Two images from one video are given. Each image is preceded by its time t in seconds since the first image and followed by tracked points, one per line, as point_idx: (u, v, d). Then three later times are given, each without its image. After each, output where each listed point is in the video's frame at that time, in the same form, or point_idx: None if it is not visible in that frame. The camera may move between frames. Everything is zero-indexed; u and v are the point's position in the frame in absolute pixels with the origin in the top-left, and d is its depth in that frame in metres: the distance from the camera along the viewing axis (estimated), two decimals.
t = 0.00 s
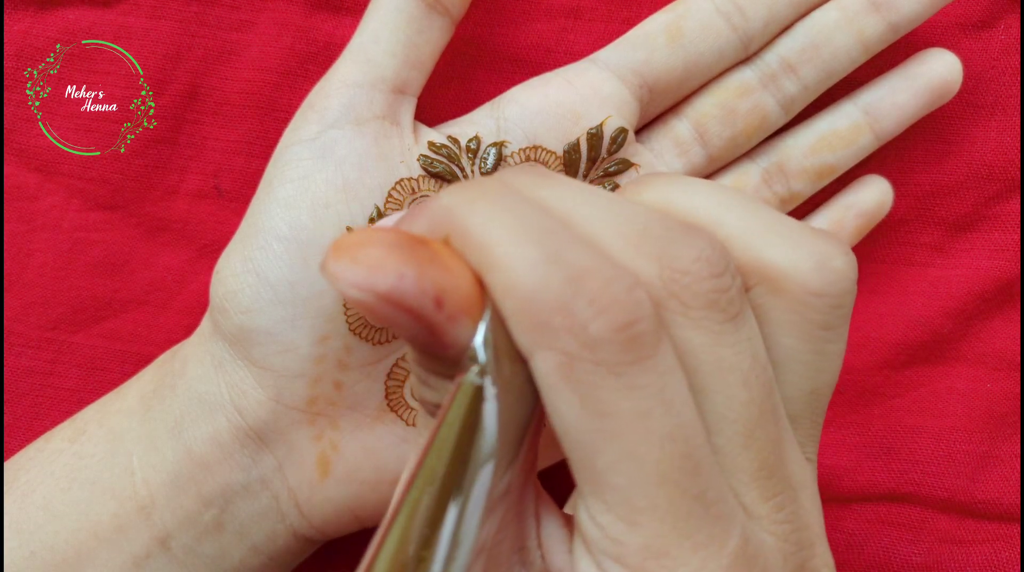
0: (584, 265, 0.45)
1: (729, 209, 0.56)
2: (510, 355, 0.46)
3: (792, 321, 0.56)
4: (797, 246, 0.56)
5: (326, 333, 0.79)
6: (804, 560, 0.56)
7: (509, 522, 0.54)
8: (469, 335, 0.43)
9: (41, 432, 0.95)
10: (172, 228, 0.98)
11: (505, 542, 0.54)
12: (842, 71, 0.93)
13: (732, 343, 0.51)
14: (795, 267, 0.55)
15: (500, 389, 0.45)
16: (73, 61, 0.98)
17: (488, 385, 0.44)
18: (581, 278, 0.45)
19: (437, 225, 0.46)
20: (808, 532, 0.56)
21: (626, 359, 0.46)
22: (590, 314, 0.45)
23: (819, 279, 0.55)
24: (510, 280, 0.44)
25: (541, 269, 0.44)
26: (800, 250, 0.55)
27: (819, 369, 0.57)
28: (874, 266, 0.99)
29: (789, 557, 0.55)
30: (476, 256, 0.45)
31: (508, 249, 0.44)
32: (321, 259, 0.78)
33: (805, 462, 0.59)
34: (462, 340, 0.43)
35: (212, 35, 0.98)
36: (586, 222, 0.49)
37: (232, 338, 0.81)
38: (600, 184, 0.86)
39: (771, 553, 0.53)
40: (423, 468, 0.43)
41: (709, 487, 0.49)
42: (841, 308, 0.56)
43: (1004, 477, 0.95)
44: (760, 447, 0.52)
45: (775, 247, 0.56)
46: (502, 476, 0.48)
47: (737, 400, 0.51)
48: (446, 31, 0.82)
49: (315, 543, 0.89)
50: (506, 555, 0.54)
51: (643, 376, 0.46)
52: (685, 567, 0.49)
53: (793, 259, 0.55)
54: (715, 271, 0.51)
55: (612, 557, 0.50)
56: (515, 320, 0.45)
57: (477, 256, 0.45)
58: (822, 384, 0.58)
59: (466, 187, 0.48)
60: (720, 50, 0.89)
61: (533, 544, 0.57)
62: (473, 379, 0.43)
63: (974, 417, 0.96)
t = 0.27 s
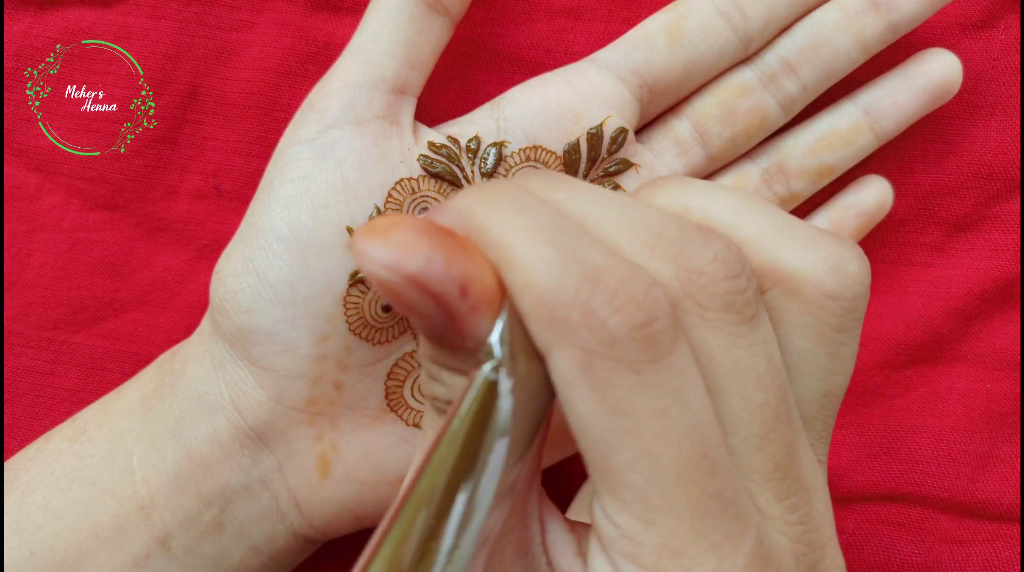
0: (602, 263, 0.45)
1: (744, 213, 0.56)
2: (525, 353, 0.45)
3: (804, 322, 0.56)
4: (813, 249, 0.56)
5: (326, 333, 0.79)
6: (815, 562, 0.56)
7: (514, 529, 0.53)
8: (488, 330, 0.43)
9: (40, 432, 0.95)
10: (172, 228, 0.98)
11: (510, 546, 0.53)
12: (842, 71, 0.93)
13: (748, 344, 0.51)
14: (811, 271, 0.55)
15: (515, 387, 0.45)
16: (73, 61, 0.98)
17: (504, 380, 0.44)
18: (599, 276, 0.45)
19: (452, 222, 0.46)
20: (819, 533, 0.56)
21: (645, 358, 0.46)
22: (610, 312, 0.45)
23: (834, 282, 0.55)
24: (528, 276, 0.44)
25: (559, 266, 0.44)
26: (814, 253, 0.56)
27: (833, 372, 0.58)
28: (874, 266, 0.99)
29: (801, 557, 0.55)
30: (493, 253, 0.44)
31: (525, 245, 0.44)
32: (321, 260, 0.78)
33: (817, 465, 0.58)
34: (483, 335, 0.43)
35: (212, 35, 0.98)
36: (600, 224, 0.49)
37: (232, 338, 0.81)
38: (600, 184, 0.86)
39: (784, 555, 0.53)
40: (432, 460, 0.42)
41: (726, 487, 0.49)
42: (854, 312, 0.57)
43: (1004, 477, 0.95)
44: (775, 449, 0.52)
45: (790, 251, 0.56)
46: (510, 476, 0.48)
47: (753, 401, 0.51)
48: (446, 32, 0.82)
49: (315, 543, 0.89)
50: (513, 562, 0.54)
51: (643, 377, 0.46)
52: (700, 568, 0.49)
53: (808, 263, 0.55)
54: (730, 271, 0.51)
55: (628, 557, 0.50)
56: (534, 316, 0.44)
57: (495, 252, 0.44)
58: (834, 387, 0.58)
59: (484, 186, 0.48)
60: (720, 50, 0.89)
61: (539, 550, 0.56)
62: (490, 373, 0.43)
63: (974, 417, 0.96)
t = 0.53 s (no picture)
0: (593, 266, 0.46)
1: (736, 209, 0.56)
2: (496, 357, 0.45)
3: (811, 323, 0.56)
4: (806, 246, 0.56)
5: (326, 333, 0.79)
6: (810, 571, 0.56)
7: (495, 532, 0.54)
8: (460, 337, 0.43)
9: (41, 432, 0.95)
10: (172, 228, 0.98)
11: (492, 547, 0.54)
12: (842, 72, 0.93)
13: (737, 344, 0.51)
14: (804, 268, 0.55)
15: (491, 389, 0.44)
16: (73, 61, 0.98)
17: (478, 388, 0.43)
18: (590, 280, 0.45)
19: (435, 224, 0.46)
20: (808, 536, 0.56)
21: (637, 363, 0.46)
22: (599, 316, 0.45)
23: (825, 280, 0.55)
24: (515, 279, 0.44)
25: (545, 270, 0.44)
26: (804, 250, 0.56)
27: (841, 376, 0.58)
28: (874, 266, 0.99)
29: (787, 559, 0.55)
30: (477, 257, 0.44)
31: (513, 247, 0.44)
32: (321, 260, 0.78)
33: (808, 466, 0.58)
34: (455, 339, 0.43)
35: (212, 35, 0.98)
36: (600, 225, 0.49)
37: (232, 338, 0.81)
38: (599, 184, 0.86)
39: (767, 557, 0.54)
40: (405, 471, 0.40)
41: (712, 493, 0.49)
42: (847, 309, 0.57)
43: (1004, 477, 0.95)
44: (762, 452, 0.52)
45: (784, 247, 0.56)
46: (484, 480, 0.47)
47: (741, 403, 0.51)
48: (445, 32, 0.82)
49: (315, 543, 0.89)
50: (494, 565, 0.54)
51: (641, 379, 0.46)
52: None
53: (801, 260, 0.55)
54: (723, 272, 0.51)
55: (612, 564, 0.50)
56: (520, 321, 0.45)
57: (477, 257, 0.44)
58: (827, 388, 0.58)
59: (470, 187, 0.48)
60: (720, 50, 0.89)
61: (521, 554, 0.57)
62: (461, 381, 0.43)
63: (974, 417, 0.96)
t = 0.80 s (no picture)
0: (569, 256, 0.45)
1: (720, 201, 0.56)
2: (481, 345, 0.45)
3: (797, 318, 0.56)
4: (790, 237, 0.56)
5: (326, 332, 0.79)
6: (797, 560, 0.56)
7: (495, 506, 0.56)
8: (445, 323, 0.43)
9: (40, 432, 0.95)
10: (173, 228, 0.98)
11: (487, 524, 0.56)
12: (842, 71, 0.93)
13: (720, 333, 0.51)
14: (786, 258, 0.55)
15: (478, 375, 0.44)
16: (73, 61, 0.98)
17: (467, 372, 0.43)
18: (565, 269, 0.45)
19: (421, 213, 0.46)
20: (799, 522, 0.56)
21: (608, 351, 0.46)
22: (572, 307, 0.45)
23: (807, 271, 0.55)
24: (493, 268, 0.44)
25: (524, 259, 0.44)
26: (789, 241, 0.56)
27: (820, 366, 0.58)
28: (874, 266, 0.99)
29: (779, 545, 0.55)
30: (460, 244, 0.44)
31: (491, 235, 0.44)
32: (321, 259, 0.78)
33: (799, 454, 0.59)
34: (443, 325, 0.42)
35: (212, 35, 0.98)
36: (582, 215, 0.49)
37: (232, 337, 0.81)
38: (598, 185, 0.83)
39: (768, 555, 0.54)
40: (397, 455, 0.43)
41: (693, 477, 0.48)
42: (831, 299, 0.57)
43: (1004, 477, 0.95)
44: (748, 438, 0.52)
45: (767, 238, 0.56)
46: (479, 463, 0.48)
47: (724, 390, 0.51)
48: (446, 31, 0.82)
49: (315, 542, 0.89)
50: (494, 541, 0.56)
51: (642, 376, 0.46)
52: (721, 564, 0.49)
53: (784, 250, 0.55)
54: (700, 262, 0.51)
55: (599, 548, 0.51)
56: (499, 310, 0.45)
57: (460, 245, 0.44)
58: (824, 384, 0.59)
59: (454, 175, 0.48)
60: (720, 49, 0.89)
61: (524, 529, 0.58)
62: (450, 367, 0.42)
63: (974, 417, 0.96)
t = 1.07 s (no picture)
0: (571, 259, 0.45)
1: (720, 203, 0.56)
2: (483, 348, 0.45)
3: (801, 319, 0.56)
4: (790, 239, 0.55)
5: (326, 332, 0.79)
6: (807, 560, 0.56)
7: (498, 508, 0.55)
8: (450, 326, 0.43)
9: (40, 432, 0.95)
10: (173, 227, 0.98)
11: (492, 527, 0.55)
12: (842, 71, 0.93)
13: (720, 335, 0.51)
14: (783, 260, 0.55)
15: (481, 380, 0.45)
16: (73, 61, 0.98)
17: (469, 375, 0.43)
18: (567, 272, 0.45)
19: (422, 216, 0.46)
20: (800, 525, 0.56)
21: (610, 353, 0.46)
22: (575, 309, 0.45)
23: (806, 274, 0.55)
24: (497, 272, 0.44)
25: (527, 262, 0.44)
26: (788, 243, 0.55)
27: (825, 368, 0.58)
28: (875, 265, 0.99)
29: (780, 549, 0.55)
30: (463, 248, 0.44)
31: (494, 238, 0.44)
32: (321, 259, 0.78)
33: (800, 456, 0.59)
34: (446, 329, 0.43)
35: (212, 35, 0.98)
36: (582, 219, 0.49)
37: (232, 337, 0.81)
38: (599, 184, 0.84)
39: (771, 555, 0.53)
40: (391, 487, 0.41)
41: (695, 480, 0.48)
42: (831, 302, 0.57)
43: (1004, 477, 0.95)
44: (750, 442, 0.52)
45: (765, 240, 0.55)
46: (481, 466, 0.47)
47: (725, 393, 0.51)
48: (446, 32, 0.82)
49: (315, 543, 0.89)
50: (499, 543, 0.56)
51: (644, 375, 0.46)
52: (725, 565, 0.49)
53: (781, 252, 0.55)
54: (700, 264, 0.51)
55: (601, 551, 0.51)
56: (502, 313, 0.45)
57: (463, 248, 0.44)
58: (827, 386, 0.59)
59: (455, 177, 0.47)
60: (720, 49, 0.89)
61: (528, 532, 0.58)
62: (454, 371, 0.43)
63: (974, 417, 0.96)
